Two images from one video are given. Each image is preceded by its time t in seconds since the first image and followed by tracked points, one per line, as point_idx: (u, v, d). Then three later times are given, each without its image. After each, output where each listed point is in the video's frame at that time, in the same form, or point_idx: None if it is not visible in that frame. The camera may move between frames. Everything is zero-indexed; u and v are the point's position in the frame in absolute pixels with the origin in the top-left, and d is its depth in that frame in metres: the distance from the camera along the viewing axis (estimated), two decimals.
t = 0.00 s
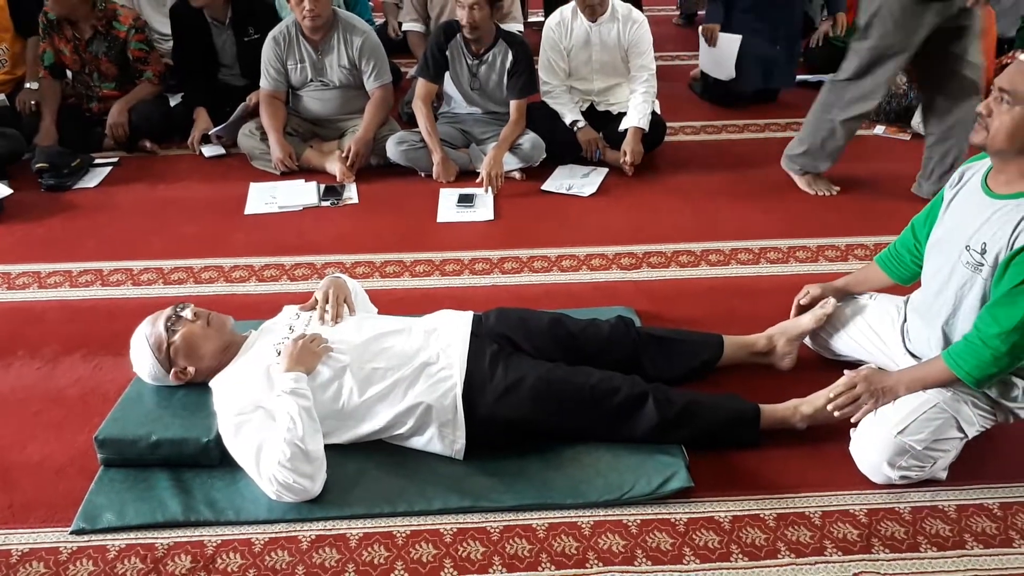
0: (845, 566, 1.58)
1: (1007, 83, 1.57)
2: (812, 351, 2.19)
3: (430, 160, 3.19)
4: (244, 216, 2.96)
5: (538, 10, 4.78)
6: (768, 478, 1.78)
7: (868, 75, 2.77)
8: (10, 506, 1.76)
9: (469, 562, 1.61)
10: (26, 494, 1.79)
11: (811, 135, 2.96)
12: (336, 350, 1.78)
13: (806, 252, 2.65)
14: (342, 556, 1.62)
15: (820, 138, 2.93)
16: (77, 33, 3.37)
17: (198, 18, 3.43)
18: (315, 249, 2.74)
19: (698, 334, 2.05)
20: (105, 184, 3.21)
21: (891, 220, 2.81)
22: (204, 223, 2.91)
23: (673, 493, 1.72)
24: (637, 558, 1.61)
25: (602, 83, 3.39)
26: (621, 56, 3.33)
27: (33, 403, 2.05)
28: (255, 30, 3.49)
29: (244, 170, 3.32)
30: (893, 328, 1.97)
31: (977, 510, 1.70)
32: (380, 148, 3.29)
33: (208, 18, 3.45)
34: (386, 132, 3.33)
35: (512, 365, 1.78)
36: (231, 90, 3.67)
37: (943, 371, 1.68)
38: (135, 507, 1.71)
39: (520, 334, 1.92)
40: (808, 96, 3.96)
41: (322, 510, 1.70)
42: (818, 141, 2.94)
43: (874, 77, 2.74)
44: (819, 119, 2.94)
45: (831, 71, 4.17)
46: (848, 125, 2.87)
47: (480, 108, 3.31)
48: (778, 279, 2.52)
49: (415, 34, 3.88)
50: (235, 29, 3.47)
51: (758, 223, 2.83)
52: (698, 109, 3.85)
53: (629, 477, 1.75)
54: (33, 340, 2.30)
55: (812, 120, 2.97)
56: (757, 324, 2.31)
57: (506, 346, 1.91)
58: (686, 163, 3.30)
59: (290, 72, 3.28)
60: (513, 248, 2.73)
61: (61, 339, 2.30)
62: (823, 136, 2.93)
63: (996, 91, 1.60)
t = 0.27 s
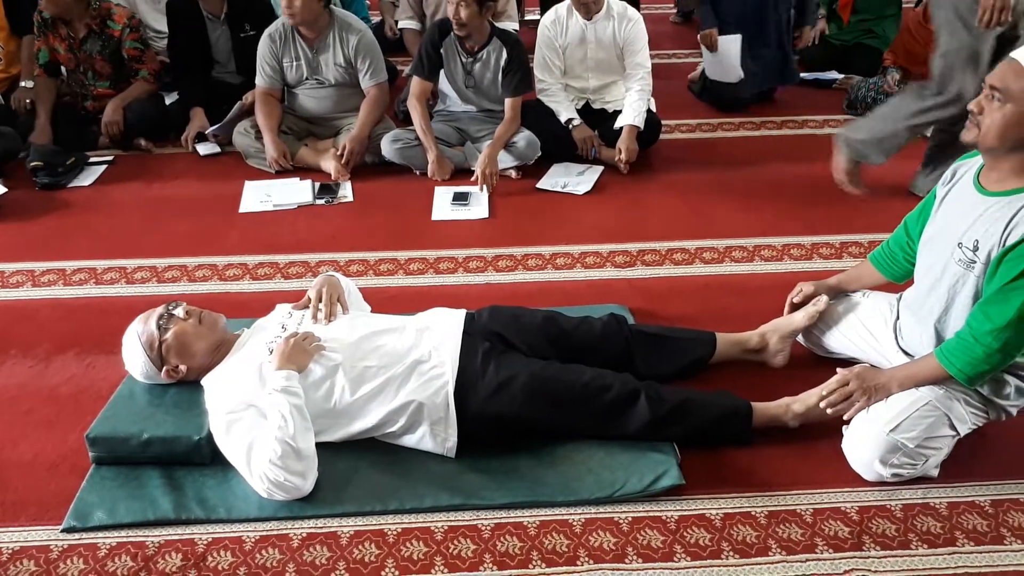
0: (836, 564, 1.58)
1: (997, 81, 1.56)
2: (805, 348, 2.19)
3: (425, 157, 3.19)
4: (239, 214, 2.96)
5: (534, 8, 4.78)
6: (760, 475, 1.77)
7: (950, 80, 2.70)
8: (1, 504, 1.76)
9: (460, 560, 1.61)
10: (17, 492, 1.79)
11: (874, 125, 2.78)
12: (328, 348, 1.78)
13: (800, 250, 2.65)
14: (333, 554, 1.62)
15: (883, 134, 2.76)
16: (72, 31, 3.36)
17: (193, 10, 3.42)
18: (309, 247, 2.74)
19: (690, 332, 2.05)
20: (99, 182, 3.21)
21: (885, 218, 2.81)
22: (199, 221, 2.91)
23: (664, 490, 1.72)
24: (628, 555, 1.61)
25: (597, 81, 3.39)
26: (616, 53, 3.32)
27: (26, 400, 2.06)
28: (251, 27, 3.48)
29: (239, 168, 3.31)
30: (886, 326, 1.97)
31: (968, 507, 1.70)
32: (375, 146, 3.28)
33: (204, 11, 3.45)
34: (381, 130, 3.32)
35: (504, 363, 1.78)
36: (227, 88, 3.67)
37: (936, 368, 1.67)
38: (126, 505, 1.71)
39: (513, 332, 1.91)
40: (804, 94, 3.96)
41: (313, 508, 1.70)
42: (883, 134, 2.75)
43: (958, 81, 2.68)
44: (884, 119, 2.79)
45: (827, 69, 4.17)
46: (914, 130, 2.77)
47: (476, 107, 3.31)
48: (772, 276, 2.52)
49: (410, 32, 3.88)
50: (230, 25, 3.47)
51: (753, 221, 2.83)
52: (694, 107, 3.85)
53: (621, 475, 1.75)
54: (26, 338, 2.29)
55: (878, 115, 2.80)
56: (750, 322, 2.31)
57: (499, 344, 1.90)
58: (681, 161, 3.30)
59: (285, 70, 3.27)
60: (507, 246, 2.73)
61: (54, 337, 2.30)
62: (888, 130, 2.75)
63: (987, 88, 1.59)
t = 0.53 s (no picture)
0: (828, 567, 1.58)
1: (992, 86, 1.54)
2: (799, 351, 2.19)
3: (421, 159, 3.19)
4: (235, 216, 2.96)
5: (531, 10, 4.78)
6: (753, 478, 1.77)
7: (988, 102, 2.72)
8: None
9: (451, 562, 1.61)
10: (9, 493, 1.79)
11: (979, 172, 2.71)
12: (321, 349, 1.78)
13: (795, 252, 2.65)
14: (324, 556, 1.62)
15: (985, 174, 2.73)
16: (68, 32, 3.36)
17: (189, 5, 3.40)
18: (305, 249, 2.74)
19: (685, 334, 2.05)
20: (96, 183, 3.21)
21: (881, 221, 2.81)
22: (194, 222, 2.91)
23: (656, 493, 1.72)
24: (620, 558, 1.61)
25: (594, 83, 3.39)
26: (614, 56, 3.32)
27: (19, 401, 2.05)
28: (248, 26, 3.48)
29: (235, 169, 3.31)
30: (880, 329, 1.97)
31: (961, 510, 1.70)
32: (371, 147, 3.28)
33: (201, 8, 3.42)
34: (377, 132, 3.32)
35: (497, 365, 1.78)
36: (224, 89, 3.67)
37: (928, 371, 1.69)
38: (117, 507, 1.71)
39: (506, 333, 1.89)
40: (801, 96, 3.96)
41: (305, 510, 1.70)
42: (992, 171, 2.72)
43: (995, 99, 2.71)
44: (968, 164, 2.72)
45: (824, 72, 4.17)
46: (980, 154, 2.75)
47: (472, 108, 3.31)
48: (767, 279, 2.51)
49: (407, 33, 3.88)
50: (228, 24, 3.46)
51: (748, 224, 2.83)
52: (691, 109, 3.85)
53: (613, 477, 1.74)
54: (20, 339, 2.29)
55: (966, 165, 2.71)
56: (745, 324, 2.31)
57: (492, 346, 1.87)
58: (678, 164, 3.30)
59: (281, 71, 3.28)
60: (502, 248, 2.73)
61: (47, 339, 2.29)
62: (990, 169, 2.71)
63: (981, 93, 1.57)
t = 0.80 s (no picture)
0: (830, 565, 1.58)
1: (999, 88, 1.52)
2: (800, 349, 2.19)
3: (423, 157, 3.19)
4: (236, 214, 2.95)
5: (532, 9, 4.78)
6: (755, 476, 1.77)
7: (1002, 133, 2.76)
8: None
9: (453, 560, 1.61)
10: (10, 490, 1.79)
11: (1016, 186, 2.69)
12: (325, 346, 1.77)
13: (797, 251, 2.64)
14: (326, 553, 1.62)
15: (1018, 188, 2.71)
16: (70, 31, 3.36)
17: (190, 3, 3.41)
18: (306, 247, 2.73)
19: (686, 333, 2.05)
20: (97, 181, 3.21)
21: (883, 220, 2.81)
22: (195, 220, 2.91)
23: (658, 491, 1.72)
24: (622, 556, 1.60)
25: (596, 81, 3.39)
26: (615, 54, 3.32)
27: (20, 399, 2.05)
28: (249, 24, 3.47)
29: (236, 167, 3.31)
30: (882, 327, 1.97)
31: (964, 509, 1.69)
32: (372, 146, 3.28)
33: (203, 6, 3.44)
34: (378, 130, 3.32)
35: (498, 363, 1.77)
36: (226, 87, 3.67)
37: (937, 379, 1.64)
38: (119, 504, 1.70)
39: (507, 332, 1.90)
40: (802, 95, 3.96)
41: (306, 507, 1.70)
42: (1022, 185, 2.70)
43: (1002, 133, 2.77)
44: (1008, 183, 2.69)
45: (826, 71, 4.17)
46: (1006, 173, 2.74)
47: (473, 107, 3.30)
48: (768, 278, 2.51)
49: (408, 31, 3.88)
50: (229, 22, 3.46)
51: (750, 223, 2.83)
52: (692, 108, 3.85)
53: (615, 475, 1.74)
54: (21, 337, 2.29)
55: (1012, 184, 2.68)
56: (746, 323, 2.30)
57: (493, 344, 1.87)
58: (679, 162, 3.29)
59: (282, 69, 3.28)
60: (504, 247, 2.73)
61: (48, 336, 2.29)
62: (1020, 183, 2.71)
63: (987, 95, 1.55)
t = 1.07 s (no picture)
0: (830, 564, 1.57)
1: (1007, 88, 1.50)
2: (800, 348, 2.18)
3: (422, 156, 3.18)
4: (235, 213, 2.95)
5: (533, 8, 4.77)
6: (754, 475, 1.76)
7: None
8: None
9: (451, 558, 1.60)
10: (8, 489, 1.78)
11: None
12: (330, 344, 1.77)
13: (798, 249, 2.63)
14: (323, 552, 1.62)
15: None
16: (69, 31, 3.36)
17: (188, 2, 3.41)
18: (305, 246, 2.73)
19: (685, 331, 2.05)
20: (97, 180, 3.21)
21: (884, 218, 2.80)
22: (195, 219, 2.90)
23: (657, 489, 1.71)
24: (620, 555, 1.60)
25: (596, 79, 3.38)
26: (615, 51, 3.31)
27: (18, 398, 2.05)
28: (248, 23, 3.48)
29: (236, 166, 3.31)
30: (882, 325, 1.96)
31: (964, 507, 1.68)
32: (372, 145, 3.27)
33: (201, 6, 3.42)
34: (378, 129, 3.32)
35: (497, 361, 1.77)
36: (226, 87, 3.66)
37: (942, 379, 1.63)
38: (117, 503, 1.70)
39: (507, 330, 1.89)
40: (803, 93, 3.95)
41: (304, 506, 1.69)
42: None
43: None
44: None
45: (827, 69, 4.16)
46: None
47: (473, 105, 3.30)
48: (769, 276, 2.50)
49: (407, 29, 3.87)
50: (228, 21, 3.46)
51: (751, 221, 2.82)
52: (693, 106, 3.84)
53: (614, 474, 1.74)
54: (20, 336, 2.29)
55: None
56: (746, 321, 2.30)
57: (492, 342, 1.87)
58: (680, 161, 3.28)
59: (282, 67, 3.27)
60: (503, 245, 2.72)
61: (48, 335, 2.29)
62: None
63: (995, 94, 1.53)
